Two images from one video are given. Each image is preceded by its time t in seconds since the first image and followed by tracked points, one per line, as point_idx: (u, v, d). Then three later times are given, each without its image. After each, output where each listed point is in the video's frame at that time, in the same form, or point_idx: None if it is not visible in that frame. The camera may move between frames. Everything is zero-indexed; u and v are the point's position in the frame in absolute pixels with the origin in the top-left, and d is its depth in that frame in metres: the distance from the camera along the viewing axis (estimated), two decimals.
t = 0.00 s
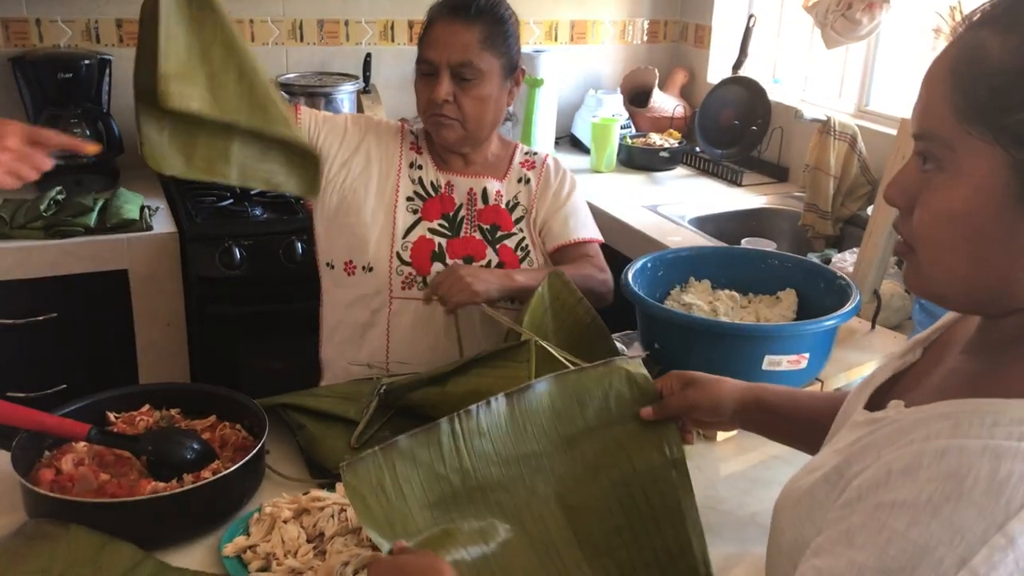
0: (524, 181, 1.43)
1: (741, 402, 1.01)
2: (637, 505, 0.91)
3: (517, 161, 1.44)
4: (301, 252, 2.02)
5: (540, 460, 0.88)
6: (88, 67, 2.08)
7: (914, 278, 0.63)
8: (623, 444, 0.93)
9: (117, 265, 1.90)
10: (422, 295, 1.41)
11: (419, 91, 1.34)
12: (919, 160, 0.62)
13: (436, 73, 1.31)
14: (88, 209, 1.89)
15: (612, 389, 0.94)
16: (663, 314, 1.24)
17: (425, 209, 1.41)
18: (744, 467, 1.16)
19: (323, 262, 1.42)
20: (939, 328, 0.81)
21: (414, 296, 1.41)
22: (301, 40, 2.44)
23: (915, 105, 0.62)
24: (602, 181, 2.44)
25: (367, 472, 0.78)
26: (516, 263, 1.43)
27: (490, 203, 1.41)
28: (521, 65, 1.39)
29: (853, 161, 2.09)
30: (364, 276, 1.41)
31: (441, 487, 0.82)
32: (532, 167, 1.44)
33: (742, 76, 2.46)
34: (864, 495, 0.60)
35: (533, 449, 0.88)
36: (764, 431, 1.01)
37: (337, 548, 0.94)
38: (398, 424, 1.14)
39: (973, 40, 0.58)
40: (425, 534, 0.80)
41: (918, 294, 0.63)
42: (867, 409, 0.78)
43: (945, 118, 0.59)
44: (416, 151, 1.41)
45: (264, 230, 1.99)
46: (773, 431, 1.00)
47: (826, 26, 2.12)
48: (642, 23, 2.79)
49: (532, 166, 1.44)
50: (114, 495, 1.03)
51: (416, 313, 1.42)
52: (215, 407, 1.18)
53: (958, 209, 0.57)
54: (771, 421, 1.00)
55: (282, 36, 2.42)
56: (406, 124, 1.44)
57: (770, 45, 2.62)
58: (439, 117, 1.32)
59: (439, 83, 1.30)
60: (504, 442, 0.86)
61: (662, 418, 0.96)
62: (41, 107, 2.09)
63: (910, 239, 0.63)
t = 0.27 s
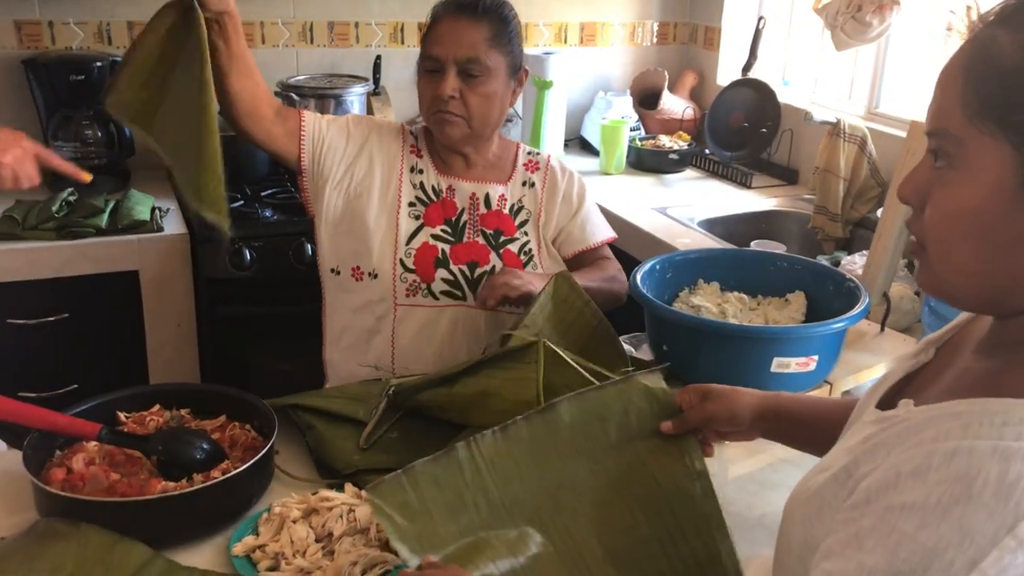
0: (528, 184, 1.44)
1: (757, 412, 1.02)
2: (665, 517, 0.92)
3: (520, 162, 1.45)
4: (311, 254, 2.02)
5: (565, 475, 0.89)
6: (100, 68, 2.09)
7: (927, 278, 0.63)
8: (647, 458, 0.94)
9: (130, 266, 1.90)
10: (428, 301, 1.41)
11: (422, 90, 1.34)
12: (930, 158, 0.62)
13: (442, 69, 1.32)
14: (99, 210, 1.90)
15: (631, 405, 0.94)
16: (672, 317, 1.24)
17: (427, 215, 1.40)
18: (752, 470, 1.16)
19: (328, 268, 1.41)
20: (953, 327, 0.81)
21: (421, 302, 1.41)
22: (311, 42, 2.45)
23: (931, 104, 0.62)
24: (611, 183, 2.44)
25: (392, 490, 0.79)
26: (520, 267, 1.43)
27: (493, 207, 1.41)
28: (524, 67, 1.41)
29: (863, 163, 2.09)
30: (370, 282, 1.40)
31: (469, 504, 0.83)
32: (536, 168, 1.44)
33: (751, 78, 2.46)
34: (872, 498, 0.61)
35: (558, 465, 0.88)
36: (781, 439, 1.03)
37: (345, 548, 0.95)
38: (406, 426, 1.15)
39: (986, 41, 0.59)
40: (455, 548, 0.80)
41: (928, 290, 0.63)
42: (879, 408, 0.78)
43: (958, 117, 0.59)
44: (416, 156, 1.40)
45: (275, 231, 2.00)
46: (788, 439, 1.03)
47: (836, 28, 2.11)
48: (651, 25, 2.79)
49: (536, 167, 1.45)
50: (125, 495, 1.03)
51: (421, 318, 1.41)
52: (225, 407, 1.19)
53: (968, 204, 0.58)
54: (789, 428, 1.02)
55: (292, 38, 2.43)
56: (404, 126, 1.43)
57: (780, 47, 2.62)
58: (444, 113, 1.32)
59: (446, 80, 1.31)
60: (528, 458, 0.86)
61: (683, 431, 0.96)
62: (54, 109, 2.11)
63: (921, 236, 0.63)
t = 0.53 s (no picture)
0: (515, 193, 1.46)
1: (785, 417, 1.03)
2: (699, 519, 0.95)
3: (505, 170, 1.47)
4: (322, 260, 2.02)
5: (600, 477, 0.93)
6: (113, 75, 2.11)
7: (949, 286, 0.64)
8: (682, 463, 0.97)
9: (141, 271, 1.92)
10: (426, 317, 1.41)
11: (409, 97, 1.34)
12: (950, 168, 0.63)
13: (430, 77, 1.32)
14: (111, 216, 1.92)
15: (665, 412, 0.98)
16: (683, 323, 1.24)
17: (423, 228, 1.39)
18: (761, 475, 1.16)
19: (322, 281, 1.37)
20: (978, 331, 0.81)
21: (419, 318, 1.41)
22: (322, 49, 2.46)
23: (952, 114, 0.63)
24: (620, 189, 2.45)
25: (429, 488, 0.85)
26: (517, 278, 1.44)
27: (486, 219, 1.42)
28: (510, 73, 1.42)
29: (872, 170, 2.09)
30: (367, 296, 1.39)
31: (506, 503, 0.88)
32: (519, 175, 1.47)
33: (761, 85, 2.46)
34: (889, 495, 0.62)
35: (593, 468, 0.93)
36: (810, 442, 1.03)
37: (356, 553, 0.95)
38: (417, 430, 1.17)
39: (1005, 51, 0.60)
40: (490, 543, 0.85)
41: (948, 294, 0.64)
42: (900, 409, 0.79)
43: (977, 126, 0.60)
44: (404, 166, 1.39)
45: (286, 237, 2.01)
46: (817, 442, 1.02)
47: (845, 35, 2.12)
48: (660, 32, 2.80)
49: (520, 175, 1.47)
50: (137, 498, 1.04)
51: (423, 333, 1.41)
52: (237, 411, 1.20)
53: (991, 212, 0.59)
54: (818, 432, 1.02)
55: (303, 45, 2.44)
56: (391, 134, 1.41)
57: (790, 54, 2.62)
58: (431, 121, 1.32)
59: (435, 88, 1.31)
60: (563, 461, 0.91)
61: (712, 436, 1.00)
62: (67, 115, 2.12)
63: (943, 242, 0.64)
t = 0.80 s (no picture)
0: (484, 208, 1.51)
1: (801, 425, 1.04)
2: (724, 522, 0.96)
3: (471, 188, 1.51)
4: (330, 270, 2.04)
5: (620, 485, 0.96)
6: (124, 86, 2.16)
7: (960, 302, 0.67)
8: (703, 469, 0.99)
9: (152, 280, 1.93)
10: (415, 348, 1.42)
11: (374, 115, 1.37)
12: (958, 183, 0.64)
13: (398, 92, 1.35)
14: (122, 226, 1.93)
15: (683, 420, 1.01)
16: (691, 333, 1.25)
17: (404, 258, 1.41)
18: (768, 485, 1.17)
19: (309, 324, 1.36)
20: (988, 344, 0.85)
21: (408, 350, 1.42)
22: (331, 60, 2.48)
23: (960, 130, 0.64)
24: (626, 199, 2.46)
25: (450, 499, 0.89)
26: (498, 297, 1.47)
27: (462, 241, 1.46)
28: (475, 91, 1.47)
29: (878, 181, 2.10)
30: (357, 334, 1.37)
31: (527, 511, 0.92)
32: (484, 189, 1.52)
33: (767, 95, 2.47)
34: (899, 501, 0.63)
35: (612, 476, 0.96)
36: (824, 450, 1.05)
37: (364, 562, 0.96)
38: (425, 439, 1.18)
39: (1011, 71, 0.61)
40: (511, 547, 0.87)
41: (970, 316, 0.67)
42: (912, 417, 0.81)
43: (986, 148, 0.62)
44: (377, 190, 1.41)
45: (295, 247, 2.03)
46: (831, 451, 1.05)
47: (851, 45, 2.13)
48: (667, 43, 2.81)
49: (485, 188, 1.52)
50: (148, 507, 1.05)
51: (411, 366, 1.42)
52: (246, 421, 1.20)
53: (996, 230, 0.61)
54: (834, 443, 1.04)
55: (312, 56, 2.45)
56: (359, 161, 1.42)
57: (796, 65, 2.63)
58: (400, 138, 1.35)
59: (404, 103, 1.34)
60: (581, 470, 0.95)
61: (731, 444, 1.01)
62: (79, 126, 2.16)
63: (955, 263, 0.67)
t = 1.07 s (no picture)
0: (469, 218, 1.50)
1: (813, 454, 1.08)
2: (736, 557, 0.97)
3: (452, 200, 1.49)
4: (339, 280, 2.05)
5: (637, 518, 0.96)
6: (134, 99, 2.14)
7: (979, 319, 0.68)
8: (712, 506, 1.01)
9: (163, 292, 1.94)
10: (423, 377, 1.42)
11: (361, 142, 1.33)
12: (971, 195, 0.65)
13: (386, 118, 1.32)
14: (133, 237, 1.95)
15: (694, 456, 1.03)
16: (698, 346, 1.26)
17: (400, 293, 1.39)
18: (778, 495, 1.17)
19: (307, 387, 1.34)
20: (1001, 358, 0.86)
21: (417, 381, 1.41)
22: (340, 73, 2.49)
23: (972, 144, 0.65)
24: (634, 211, 2.46)
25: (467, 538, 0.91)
26: (495, 309, 1.48)
27: (453, 261, 1.44)
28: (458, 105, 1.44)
29: (885, 193, 2.10)
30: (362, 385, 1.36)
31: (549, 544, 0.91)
32: (465, 198, 1.51)
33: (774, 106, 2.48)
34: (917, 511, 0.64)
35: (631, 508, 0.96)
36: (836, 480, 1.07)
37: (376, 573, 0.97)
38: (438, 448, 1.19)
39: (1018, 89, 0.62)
40: None
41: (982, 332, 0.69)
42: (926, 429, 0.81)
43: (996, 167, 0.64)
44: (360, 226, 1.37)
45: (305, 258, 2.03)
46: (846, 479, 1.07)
47: (858, 57, 2.13)
48: (674, 54, 2.81)
49: (466, 197, 1.51)
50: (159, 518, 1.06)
51: (422, 394, 1.42)
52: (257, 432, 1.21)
53: (993, 253, 0.64)
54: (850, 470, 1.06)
55: (320, 68, 2.46)
56: (334, 201, 1.37)
57: (802, 76, 2.64)
58: (391, 166, 1.32)
59: (393, 131, 1.31)
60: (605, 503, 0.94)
61: (737, 474, 1.05)
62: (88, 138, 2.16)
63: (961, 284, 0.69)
